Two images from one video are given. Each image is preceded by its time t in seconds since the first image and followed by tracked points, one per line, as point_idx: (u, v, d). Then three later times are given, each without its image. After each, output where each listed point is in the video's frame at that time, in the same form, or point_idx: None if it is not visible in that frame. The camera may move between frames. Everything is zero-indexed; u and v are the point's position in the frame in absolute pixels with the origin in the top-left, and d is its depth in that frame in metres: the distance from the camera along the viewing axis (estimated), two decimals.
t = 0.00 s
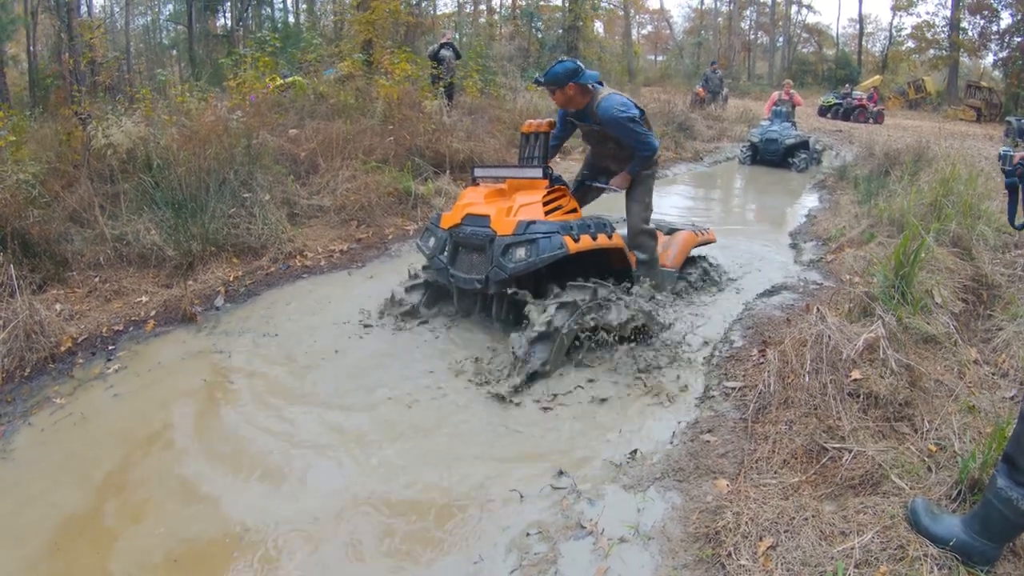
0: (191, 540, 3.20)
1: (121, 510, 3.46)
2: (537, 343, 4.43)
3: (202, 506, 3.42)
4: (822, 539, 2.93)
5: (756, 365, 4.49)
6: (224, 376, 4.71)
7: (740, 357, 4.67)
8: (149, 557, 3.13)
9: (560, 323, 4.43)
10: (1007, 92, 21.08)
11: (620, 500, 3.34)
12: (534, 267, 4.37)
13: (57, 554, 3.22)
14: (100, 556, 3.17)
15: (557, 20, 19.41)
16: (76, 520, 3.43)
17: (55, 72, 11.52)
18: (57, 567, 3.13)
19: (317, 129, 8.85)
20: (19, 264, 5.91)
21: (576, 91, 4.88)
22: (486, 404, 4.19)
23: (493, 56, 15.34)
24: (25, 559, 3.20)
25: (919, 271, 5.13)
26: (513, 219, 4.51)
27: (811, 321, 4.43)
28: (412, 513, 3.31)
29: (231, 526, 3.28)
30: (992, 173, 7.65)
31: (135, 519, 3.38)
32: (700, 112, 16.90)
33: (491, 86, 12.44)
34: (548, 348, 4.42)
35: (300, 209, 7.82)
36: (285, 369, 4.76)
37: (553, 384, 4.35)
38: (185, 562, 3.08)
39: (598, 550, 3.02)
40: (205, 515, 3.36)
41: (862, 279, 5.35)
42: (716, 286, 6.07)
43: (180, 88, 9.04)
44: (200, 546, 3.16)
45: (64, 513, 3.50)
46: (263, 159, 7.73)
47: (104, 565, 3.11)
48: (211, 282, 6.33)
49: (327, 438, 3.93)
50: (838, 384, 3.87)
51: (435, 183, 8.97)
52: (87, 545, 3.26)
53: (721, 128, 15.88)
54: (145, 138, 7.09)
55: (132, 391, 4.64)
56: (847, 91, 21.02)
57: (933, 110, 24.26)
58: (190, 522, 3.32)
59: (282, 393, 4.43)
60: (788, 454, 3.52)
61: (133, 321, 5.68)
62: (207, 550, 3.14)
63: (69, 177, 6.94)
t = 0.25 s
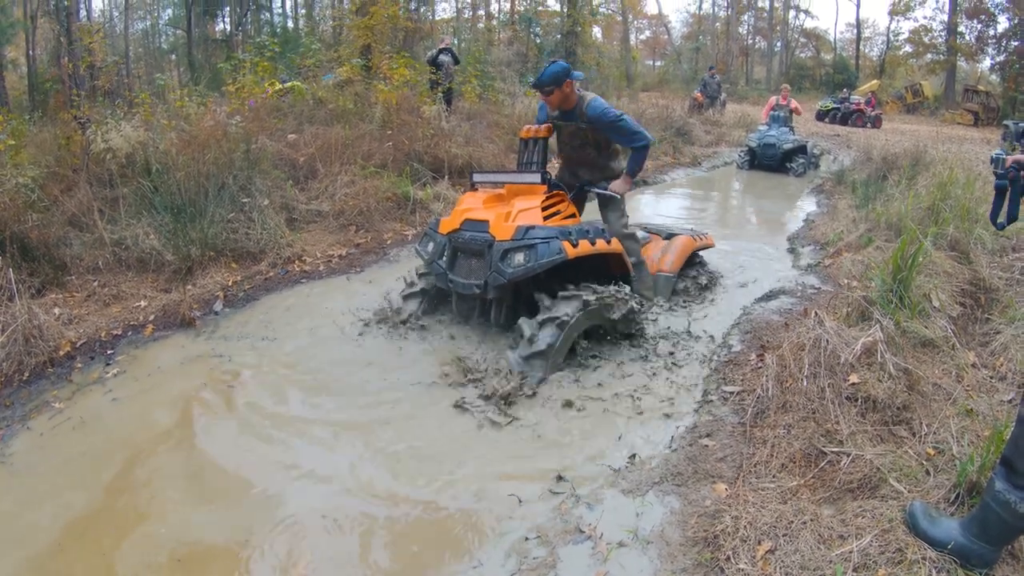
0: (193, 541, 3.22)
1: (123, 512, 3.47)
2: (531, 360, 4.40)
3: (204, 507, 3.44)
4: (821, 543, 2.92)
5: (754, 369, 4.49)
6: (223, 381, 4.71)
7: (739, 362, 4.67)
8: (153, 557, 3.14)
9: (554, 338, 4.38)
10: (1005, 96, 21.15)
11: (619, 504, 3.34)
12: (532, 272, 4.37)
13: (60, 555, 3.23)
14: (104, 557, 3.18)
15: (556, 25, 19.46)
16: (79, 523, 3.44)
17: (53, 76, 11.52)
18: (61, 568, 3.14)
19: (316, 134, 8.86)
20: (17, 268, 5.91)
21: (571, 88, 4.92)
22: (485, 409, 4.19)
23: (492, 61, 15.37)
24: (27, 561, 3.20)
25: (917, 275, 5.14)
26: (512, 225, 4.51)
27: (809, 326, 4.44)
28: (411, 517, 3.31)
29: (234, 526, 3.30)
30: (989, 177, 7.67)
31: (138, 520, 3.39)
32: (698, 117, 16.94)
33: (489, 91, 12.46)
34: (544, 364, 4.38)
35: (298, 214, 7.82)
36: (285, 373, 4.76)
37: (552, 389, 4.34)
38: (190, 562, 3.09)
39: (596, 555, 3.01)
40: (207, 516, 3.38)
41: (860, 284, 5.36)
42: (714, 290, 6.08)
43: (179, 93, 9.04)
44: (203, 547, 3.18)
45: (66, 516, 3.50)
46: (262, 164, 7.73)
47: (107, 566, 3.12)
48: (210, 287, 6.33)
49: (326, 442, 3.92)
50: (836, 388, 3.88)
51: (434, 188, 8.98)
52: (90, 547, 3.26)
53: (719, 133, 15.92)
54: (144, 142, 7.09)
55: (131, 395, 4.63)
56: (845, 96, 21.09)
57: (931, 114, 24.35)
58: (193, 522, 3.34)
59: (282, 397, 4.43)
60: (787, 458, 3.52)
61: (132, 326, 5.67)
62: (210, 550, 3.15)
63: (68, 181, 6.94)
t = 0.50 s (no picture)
0: (197, 542, 3.23)
1: (126, 514, 3.47)
2: (532, 354, 4.37)
3: (207, 509, 3.45)
4: (821, 548, 2.92)
5: (753, 375, 4.49)
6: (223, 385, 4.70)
7: (737, 367, 4.67)
8: (158, 559, 3.15)
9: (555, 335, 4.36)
10: (1002, 101, 21.21)
11: (618, 510, 3.33)
12: (530, 278, 4.36)
13: (64, 558, 3.22)
14: (108, 558, 3.18)
15: (555, 31, 19.51)
16: (81, 525, 3.43)
17: (53, 80, 11.53)
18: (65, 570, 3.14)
19: (315, 140, 8.87)
20: (16, 272, 5.91)
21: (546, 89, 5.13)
22: (483, 414, 4.18)
23: (491, 66, 15.41)
24: (31, 564, 3.20)
25: (915, 280, 5.14)
26: (510, 230, 4.51)
27: (808, 331, 4.44)
28: (411, 522, 3.30)
29: (237, 527, 3.31)
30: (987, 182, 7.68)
31: (141, 522, 3.40)
32: (697, 122, 16.98)
33: (488, 97, 12.49)
34: (545, 359, 4.36)
35: (298, 219, 7.83)
36: (284, 379, 4.76)
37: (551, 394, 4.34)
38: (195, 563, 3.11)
39: (596, 560, 3.00)
40: (211, 517, 3.39)
41: (858, 289, 5.36)
42: (712, 296, 6.09)
43: (179, 98, 9.05)
44: (207, 548, 3.19)
45: (68, 519, 3.49)
46: (261, 169, 7.73)
47: (112, 567, 3.12)
48: (209, 292, 6.32)
49: (326, 447, 3.92)
50: (835, 394, 3.87)
51: (433, 194, 8.99)
52: (94, 549, 3.26)
53: (718, 139, 15.96)
54: (144, 147, 7.08)
55: (130, 400, 4.63)
56: (843, 101, 21.15)
57: (928, 119, 24.42)
58: (197, 524, 3.35)
59: (281, 402, 4.43)
60: (786, 463, 3.52)
61: (131, 331, 5.66)
62: (215, 551, 3.16)
63: (67, 186, 6.93)
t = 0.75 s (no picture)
0: (200, 543, 3.24)
1: (128, 515, 3.48)
2: (547, 335, 4.40)
3: (209, 509, 3.46)
4: (820, 552, 2.91)
5: (753, 379, 4.48)
6: (224, 388, 4.70)
7: (737, 371, 4.66)
8: (162, 558, 3.15)
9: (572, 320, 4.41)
10: (1001, 105, 21.23)
11: (618, 515, 3.32)
12: (529, 282, 4.36)
13: (67, 557, 3.23)
14: (112, 558, 3.19)
15: (554, 36, 19.56)
16: (84, 526, 3.44)
17: (54, 84, 11.55)
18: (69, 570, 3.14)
19: (315, 144, 8.89)
20: (16, 275, 5.93)
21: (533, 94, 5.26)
22: (483, 419, 4.18)
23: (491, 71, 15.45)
24: (34, 564, 3.20)
25: (915, 284, 5.14)
26: (510, 235, 4.51)
27: (807, 336, 4.44)
28: (410, 525, 3.30)
29: (240, 528, 3.32)
30: (986, 186, 7.68)
31: (144, 522, 3.41)
32: (696, 127, 17.01)
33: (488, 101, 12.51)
34: (559, 341, 4.38)
35: (298, 223, 7.83)
36: (284, 382, 4.75)
37: (551, 399, 4.33)
38: (198, 562, 3.12)
39: (596, 565, 3.00)
40: (213, 517, 3.40)
41: (857, 293, 5.36)
42: (712, 300, 6.08)
43: (179, 101, 9.06)
44: (210, 548, 3.20)
45: (70, 520, 3.50)
46: (261, 173, 7.73)
47: (115, 567, 3.13)
48: (209, 295, 6.33)
49: (325, 451, 3.91)
50: (835, 398, 3.87)
51: (433, 198, 9.00)
52: (98, 549, 3.27)
53: (717, 144, 15.97)
54: (144, 151, 7.08)
55: (129, 403, 4.63)
56: (842, 106, 21.18)
57: (927, 123, 24.45)
58: (201, 523, 3.37)
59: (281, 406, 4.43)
60: (786, 467, 3.51)
61: (131, 334, 5.66)
62: (218, 551, 3.17)
63: (67, 188, 6.93)
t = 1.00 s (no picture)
0: (202, 543, 3.25)
1: (130, 516, 3.48)
2: (542, 347, 4.43)
3: (211, 510, 3.47)
4: (820, 556, 2.90)
5: (753, 383, 4.48)
6: (223, 391, 4.70)
7: (737, 376, 4.66)
8: (164, 559, 3.16)
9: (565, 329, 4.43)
10: (1001, 109, 21.24)
11: (617, 519, 3.31)
12: (529, 285, 4.35)
13: (70, 558, 3.23)
14: (114, 559, 3.19)
15: (554, 40, 19.61)
16: (86, 527, 3.44)
17: (55, 87, 11.57)
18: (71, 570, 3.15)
19: (315, 148, 8.90)
20: (16, 277, 5.95)
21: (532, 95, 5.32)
22: (483, 422, 4.18)
23: (491, 75, 15.47)
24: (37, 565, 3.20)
25: (914, 288, 5.14)
26: (509, 239, 4.52)
27: (807, 339, 4.44)
28: (410, 529, 3.29)
29: (241, 528, 3.33)
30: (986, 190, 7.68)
31: (146, 522, 3.42)
32: (696, 131, 17.03)
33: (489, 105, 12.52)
34: (554, 352, 4.41)
35: (298, 227, 7.84)
36: (284, 385, 4.75)
37: (551, 403, 4.32)
38: (200, 562, 3.13)
39: (596, 569, 2.99)
40: (214, 518, 3.41)
41: (857, 297, 5.36)
42: (712, 304, 6.08)
43: (179, 104, 9.06)
44: (212, 548, 3.21)
45: (71, 521, 3.50)
46: (262, 176, 7.73)
47: (118, 567, 3.14)
48: (209, 299, 6.33)
49: (325, 454, 3.91)
50: (835, 402, 3.87)
51: (433, 202, 9.00)
52: (100, 549, 3.27)
53: (717, 148, 15.98)
54: (145, 154, 7.09)
55: (128, 405, 4.63)
56: (842, 110, 21.20)
57: (927, 127, 24.46)
58: (202, 525, 3.37)
59: (281, 409, 4.42)
60: (785, 471, 3.50)
61: (131, 337, 5.66)
62: (219, 552, 3.18)
63: (68, 191, 6.94)
